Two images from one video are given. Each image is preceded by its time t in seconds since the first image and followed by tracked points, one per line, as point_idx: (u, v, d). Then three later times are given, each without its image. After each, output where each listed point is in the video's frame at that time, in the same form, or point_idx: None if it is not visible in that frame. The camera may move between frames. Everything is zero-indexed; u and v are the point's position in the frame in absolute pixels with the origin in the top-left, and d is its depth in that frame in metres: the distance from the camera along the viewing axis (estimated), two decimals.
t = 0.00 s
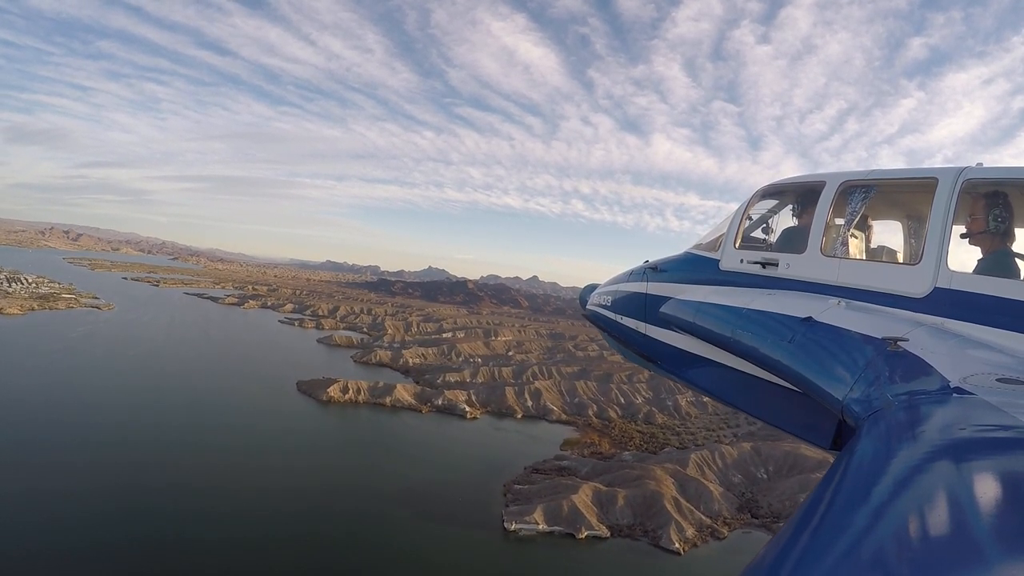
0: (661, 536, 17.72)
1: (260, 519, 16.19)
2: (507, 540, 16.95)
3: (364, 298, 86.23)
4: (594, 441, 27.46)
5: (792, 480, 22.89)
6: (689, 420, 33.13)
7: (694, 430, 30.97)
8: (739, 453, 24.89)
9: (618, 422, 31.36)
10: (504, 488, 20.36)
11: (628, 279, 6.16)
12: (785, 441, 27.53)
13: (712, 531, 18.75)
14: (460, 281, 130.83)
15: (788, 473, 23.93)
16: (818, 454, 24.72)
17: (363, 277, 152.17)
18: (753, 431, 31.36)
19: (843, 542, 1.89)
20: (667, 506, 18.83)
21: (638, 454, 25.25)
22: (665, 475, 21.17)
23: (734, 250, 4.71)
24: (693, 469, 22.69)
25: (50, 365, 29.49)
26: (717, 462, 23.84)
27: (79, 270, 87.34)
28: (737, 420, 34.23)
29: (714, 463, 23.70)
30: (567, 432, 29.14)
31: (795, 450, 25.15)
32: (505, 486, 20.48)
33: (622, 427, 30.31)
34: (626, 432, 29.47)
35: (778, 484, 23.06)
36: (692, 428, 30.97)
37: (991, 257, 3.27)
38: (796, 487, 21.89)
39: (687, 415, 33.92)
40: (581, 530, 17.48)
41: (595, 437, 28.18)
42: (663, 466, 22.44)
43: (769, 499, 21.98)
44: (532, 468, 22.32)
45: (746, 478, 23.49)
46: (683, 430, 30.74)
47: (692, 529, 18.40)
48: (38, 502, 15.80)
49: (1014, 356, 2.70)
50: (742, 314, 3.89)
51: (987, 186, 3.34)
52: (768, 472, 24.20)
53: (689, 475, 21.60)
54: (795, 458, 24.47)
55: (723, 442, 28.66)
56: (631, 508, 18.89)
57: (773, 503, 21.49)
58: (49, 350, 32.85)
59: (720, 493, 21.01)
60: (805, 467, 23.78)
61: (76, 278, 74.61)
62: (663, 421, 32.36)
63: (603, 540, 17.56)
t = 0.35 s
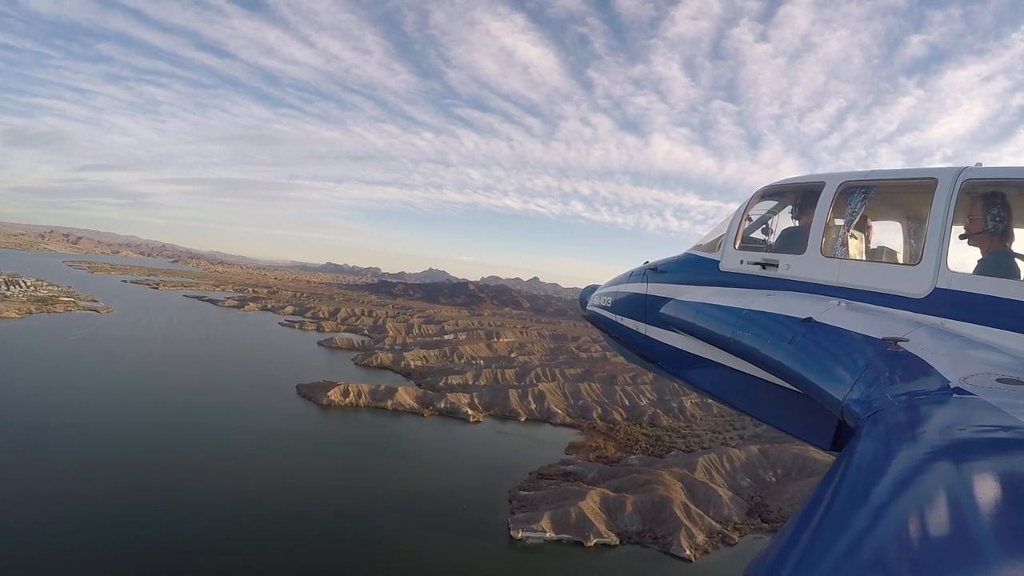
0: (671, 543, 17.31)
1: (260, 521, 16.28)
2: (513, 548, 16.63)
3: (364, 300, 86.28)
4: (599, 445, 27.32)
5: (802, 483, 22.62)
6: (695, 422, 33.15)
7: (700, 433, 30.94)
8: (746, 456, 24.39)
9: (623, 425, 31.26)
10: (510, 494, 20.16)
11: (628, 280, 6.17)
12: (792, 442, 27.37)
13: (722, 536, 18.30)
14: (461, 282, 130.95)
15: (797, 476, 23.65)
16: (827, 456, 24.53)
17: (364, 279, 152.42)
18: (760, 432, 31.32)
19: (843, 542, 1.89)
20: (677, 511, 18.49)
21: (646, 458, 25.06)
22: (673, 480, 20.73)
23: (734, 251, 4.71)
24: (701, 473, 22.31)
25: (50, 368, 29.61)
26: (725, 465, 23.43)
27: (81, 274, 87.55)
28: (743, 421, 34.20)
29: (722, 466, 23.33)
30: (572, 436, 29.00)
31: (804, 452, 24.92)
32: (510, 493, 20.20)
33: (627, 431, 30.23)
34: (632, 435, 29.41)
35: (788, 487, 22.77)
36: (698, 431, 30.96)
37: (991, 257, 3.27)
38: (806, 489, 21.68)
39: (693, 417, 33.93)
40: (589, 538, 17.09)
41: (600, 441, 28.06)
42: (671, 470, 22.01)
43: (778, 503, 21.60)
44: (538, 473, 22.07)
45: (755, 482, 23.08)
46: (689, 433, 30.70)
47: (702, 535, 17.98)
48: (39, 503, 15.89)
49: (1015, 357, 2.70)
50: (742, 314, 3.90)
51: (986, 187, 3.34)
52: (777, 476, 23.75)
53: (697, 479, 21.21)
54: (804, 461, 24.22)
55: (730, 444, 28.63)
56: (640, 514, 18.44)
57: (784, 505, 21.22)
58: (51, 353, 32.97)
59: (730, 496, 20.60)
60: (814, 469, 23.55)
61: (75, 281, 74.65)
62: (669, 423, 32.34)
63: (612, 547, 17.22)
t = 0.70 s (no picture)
0: (683, 552, 16.83)
1: (259, 522, 16.36)
2: (520, 559, 16.08)
3: (365, 303, 86.30)
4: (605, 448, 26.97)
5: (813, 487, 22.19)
6: (700, 425, 33.20)
7: (706, 436, 30.83)
8: (755, 460, 23.97)
9: (629, 428, 31.09)
10: (516, 502, 19.66)
11: (628, 280, 6.17)
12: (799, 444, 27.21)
13: (734, 544, 17.88)
14: (461, 284, 131.11)
15: (806, 480, 23.16)
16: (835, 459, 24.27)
17: (365, 281, 152.88)
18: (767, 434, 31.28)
19: (844, 542, 1.90)
20: (688, 518, 18.03)
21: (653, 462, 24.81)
22: (683, 487, 20.20)
23: (734, 251, 4.71)
24: (710, 479, 21.87)
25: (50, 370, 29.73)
26: (733, 470, 23.12)
27: (79, 278, 87.23)
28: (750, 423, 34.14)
29: (731, 471, 23.01)
30: (578, 440, 28.65)
31: (813, 455, 24.57)
32: (517, 499, 19.83)
33: (633, 434, 30.06)
34: (638, 438, 29.31)
35: (799, 491, 22.35)
36: (704, 434, 30.92)
37: (991, 257, 3.28)
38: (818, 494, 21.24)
39: (699, 420, 33.94)
40: (599, 548, 16.45)
41: (606, 445, 27.78)
42: (680, 476, 21.53)
43: (789, 507, 21.19)
44: (545, 480, 21.73)
45: (764, 486, 22.70)
46: (696, 437, 30.56)
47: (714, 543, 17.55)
48: (39, 505, 15.97)
49: (1016, 356, 2.70)
50: (742, 314, 3.90)
51: (986, 186, 3.35)
52: (786, 480, 23.32)
53: (707, 485, 20.76)
54: (813, 464, 23.89)
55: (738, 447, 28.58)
56: (650, 522, 17.92)
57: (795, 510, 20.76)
58: (50, 356, 32.94)
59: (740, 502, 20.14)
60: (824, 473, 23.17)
61: (73, 285, 74.58)
62: (674, 426, 32.30)
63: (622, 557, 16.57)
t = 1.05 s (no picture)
0: (695, 560, 16.58)
1: (258, 524, 16.44)
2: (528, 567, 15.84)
3: (366, 303, 86.34)
4: (611, 452, 26.85)
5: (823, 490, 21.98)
6: (707, 427, 33.21)
7: (713, 438, 30.77)
8: (764, 463, 23.87)
9: (634, 431, 31.00)
10: (522, 508, 19.45)
11: (628, 280, 6.16)
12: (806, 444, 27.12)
13: (746, 549, 17.52)
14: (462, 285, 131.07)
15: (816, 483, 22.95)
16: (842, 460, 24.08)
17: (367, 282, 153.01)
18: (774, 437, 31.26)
19: (844, 542, 1.89)
20: (699, 524, 17.65)
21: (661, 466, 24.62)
22: (693, 492, 19.88)
23: (734, 251, 4.71)
24: (720, 483, 21.66)
25: (50, 372, 29.77)
26: (743, 472, 22.92)
27: (81, 280, 87.39)
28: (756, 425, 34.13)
29: (740, 473, 22.81)
30: (583, 443, 28.53)
31: (822, 458, 24.32)
32: (523, 506, 19.58)
33: (639, 438, 29.95)
34: (645, 442, 29.20)
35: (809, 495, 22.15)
36: (711, 437, 30.90)
37: (990, 256, 3.27)
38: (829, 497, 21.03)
39: (705, 422, 33.94)
40: (608, 556, 16.18)
41: (613, 448, 27.57)
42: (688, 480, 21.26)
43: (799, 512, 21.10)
44: (552, 485, 21.49)
45: (774, 490, 22.58)
46: (702, 439, 30.50)
47: (726, 550, 17.19)
48: (38, 508, 15.99)
49: (1015, 356, 2.70)
50: (742, 314, 3.89)
51: (985, 185, 3.34)
52: (796, 483, 23.27)
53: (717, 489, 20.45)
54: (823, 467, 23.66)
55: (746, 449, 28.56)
56: (660, 528, 17.66)
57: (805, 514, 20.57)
58: (51, 359, 32.99)
59: (750, 507, 19.84)
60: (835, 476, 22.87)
61: (74, 287, 74.57)
62: (681, 429, 32.29)
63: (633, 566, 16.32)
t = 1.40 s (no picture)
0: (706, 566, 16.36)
1: (257, 523, 16.51)
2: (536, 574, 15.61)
3: (368, 301, 86.37)
4: (618, 453, 26.75)
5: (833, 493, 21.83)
6: (713, 427, 33.24)
7: (720, 439, 30.73)
8: (774, 465, 23.75)
9: (640, 432, 30.94)
10: (529, 512, 19.29)
11: (628, 279, 6.16)
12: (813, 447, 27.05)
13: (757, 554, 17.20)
14: (464, 282, 131.11)
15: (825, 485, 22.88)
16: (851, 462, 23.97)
17: (369, 279, 153.19)
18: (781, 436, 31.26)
19: (843, 542, 1.89)
20: (709, 529, 17.40)
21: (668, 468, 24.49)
22: (703, 496, 19.63)
23: (734, 250, 4.71)
24: (730, 487, 21.47)
25: (50, 369, 29.83)
26: (752, 475, 22.72)
27: (79, 275, 87.16)
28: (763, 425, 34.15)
29: (749, 477, 22.60)
30: (589, 444, 28.46)
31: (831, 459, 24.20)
32: (529, 510, 19.37)
33: (645, 439, 29.86)
34: (652, 443, 29.08)
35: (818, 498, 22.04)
36: (718, 437, 30.90)
37: (990, 257, 3.27)
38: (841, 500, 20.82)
39: (711, 421, 33.96)
40: (618, 563, 16.00)
41: (619, 449, 27.44)
42: (698, 483, 20.96)
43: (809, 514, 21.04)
44: (558, 489, 21.27)
45: (783, 493, 22.44)
46: (709, 440, 30.43)
47: (736, 555, 16.98)
48: (37, 506, 16.04)
49: (1015, 356, 2.69)
50: (742, 314, 3.89)
51: (986, 186, 3.33)
52: (806, 485, 23.24)
53: (727, 493, 20.14)
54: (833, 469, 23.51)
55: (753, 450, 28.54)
56: (670, 533, 17.45)
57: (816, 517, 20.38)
58: (50, 355, 32.96)
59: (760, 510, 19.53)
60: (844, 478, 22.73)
61: (75, 283, 74.63)
62: (687, 429, 32.29)
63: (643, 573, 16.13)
